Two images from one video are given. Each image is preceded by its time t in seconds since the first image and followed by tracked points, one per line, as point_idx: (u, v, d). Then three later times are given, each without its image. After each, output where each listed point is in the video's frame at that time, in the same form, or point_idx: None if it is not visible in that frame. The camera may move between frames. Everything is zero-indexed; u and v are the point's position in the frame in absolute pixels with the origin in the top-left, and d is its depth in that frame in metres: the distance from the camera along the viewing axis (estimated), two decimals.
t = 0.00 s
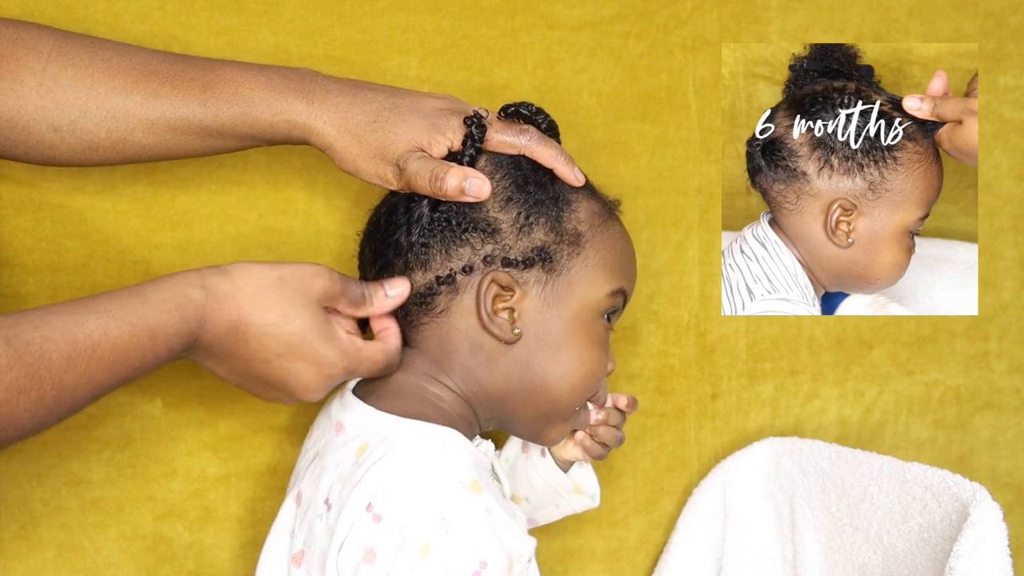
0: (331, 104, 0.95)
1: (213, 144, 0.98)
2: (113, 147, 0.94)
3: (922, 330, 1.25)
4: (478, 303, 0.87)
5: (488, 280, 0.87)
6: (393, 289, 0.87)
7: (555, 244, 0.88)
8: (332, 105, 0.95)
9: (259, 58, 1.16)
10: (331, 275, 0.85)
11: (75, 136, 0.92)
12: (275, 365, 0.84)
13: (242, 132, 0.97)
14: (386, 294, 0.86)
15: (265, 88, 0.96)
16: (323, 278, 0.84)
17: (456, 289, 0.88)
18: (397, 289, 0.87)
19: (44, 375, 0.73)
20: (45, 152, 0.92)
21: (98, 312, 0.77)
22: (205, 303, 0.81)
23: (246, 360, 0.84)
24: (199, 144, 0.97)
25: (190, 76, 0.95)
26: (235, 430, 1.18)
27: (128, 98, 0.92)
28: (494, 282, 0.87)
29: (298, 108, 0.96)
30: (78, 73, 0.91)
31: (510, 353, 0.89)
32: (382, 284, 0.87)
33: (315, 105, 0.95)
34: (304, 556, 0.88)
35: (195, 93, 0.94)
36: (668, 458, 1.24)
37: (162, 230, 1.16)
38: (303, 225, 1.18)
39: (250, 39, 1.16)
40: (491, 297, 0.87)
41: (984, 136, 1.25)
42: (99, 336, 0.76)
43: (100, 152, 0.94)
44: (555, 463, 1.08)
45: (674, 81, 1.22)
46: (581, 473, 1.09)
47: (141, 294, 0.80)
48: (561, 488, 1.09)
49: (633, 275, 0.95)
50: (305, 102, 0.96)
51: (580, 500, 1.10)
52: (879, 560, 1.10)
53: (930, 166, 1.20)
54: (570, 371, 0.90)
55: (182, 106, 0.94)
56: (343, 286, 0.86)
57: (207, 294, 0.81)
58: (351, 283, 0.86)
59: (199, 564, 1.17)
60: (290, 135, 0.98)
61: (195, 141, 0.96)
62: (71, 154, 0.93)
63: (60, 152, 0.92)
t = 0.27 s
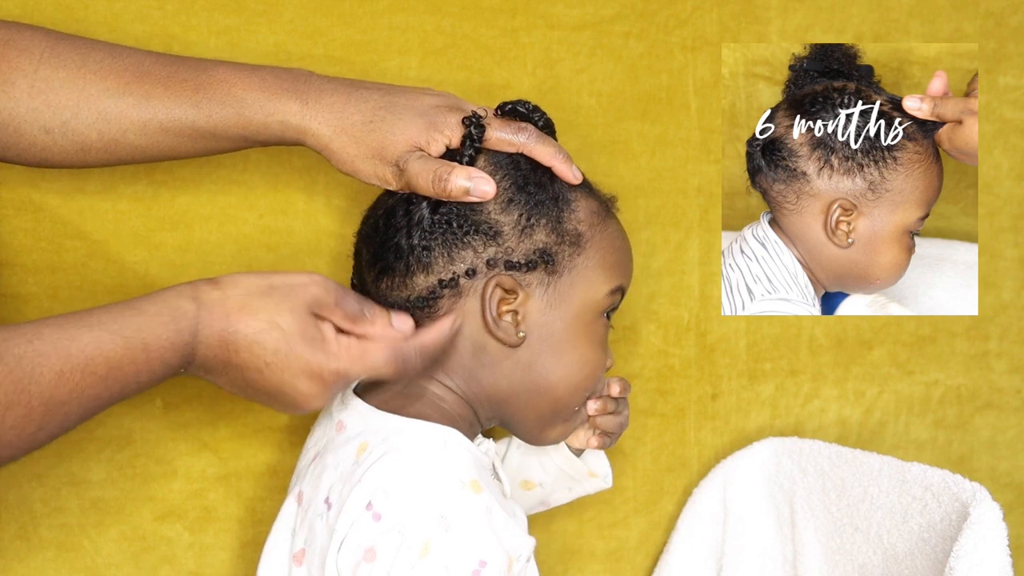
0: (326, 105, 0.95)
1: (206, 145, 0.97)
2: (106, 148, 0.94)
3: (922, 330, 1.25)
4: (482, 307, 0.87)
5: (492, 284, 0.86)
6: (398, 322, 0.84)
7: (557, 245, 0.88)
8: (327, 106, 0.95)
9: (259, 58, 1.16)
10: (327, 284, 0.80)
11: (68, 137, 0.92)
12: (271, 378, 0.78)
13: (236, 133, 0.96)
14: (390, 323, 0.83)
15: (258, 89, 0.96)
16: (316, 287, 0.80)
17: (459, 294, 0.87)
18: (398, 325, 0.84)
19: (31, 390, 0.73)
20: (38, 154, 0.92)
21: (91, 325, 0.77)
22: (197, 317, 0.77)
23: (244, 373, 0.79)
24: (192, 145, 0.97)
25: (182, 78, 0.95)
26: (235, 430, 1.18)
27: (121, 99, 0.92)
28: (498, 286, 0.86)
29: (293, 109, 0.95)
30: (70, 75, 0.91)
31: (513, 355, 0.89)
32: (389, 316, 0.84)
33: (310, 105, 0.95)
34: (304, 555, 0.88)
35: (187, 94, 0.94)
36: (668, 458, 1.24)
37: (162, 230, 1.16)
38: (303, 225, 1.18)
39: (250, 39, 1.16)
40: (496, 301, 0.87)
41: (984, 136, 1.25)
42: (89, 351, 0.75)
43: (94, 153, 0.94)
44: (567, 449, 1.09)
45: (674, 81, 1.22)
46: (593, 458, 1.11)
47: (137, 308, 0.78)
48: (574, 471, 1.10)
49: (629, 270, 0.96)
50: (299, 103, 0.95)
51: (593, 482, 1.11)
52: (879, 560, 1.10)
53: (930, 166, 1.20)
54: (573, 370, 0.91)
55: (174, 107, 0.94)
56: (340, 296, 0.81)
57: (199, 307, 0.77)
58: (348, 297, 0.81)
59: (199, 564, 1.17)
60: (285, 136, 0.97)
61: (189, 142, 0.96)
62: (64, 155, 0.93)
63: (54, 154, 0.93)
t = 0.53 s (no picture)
0: (332, 99, 0.94)
1: (210, 140, 0.97)
2: (109, 144, 0.94)
3: (921, 330, 1.25)
4: (496, 313, 0.87)
5: (506, 290, 0.87)
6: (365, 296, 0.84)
7: (564, 248, 0.89)
8: (334, 100, 0.94)
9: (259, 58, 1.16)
10: (299, 270, 0.81)
11: (70, 133, 0.92)
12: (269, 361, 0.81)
13: (239, 128, 0.96)
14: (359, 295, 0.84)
15: (262, 83, 0.95)
16: (291, 274, 0.81)
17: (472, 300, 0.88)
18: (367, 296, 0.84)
19: (26, 393, 0.70)
20: (41, 149, 0.92)
21: (80, 330, 0.74)
22: (183, 317, 0.77)
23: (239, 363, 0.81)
24: (195, 140, 0.96)
25: (184, 72, 0.94)
26: (236, 430, 1.18)
27: (122, 94, 0.92)
28: (510, 291, 0.87)
29: (298, 103, 0.95)
30: (71, 69, 0.91)
31: (523, 357, 0.90)
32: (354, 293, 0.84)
33: (316, 99, 0.95)
34: (307, 553, 0.88)
35: (189, 89, 0.94)
36: (668, 458, 1.24)
37: (162, 230, 1.16)
38: (303, 224, 1.18)
39: (250, 39, 1.16)
40: (509, 306, 0.87)
41: (984, 136, 1.25)
42: (81, 354, 0.73)
43: (96, 148, 0.94)
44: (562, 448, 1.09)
45: (674, 81, 1.22)
46: (587, 458, 1.10)
47: (122, 314, 0.77)
48: (568, 471, 1.10)
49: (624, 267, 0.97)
50: (305, 97, 0.95)
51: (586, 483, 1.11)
52: (879, 560, 1.11)
53: (930, 166, 1.20)
54: (579, 368, 0.93)
55: (176, 102, 0.93)
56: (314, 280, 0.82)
57: (182, 309, 0.78)
58: (321, 277, 0.82)
59: (199, 564, 1.17)
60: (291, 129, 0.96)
61: (192, 137, 0.96)
62: (67, 150, 0.93)
63: (56, 149, 0.93)
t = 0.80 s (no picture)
0: (342, 98, 0.94)
1: (218, 136, 0.97)
2: (117, 139, 0.94)
3: (922, 330, 1.25)
4: (502, 314, 0.87)
5: (511, 291, 0.87)
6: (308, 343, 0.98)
7: (565, 247, 0.89)
8: (343, 100, 0.94)
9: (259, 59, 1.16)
10: (246, 317, 0.92)
11: (78, 127, 0.92)
12: (207, 404, 0.90)
13: (247, 126, 0.96)
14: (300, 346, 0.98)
15: (271, 83, 0.95)
16: (237, 320, 0.91)
17: (478, 300, 0.87)
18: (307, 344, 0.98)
19: None
20: (50, 143, 0.93)
21: (40, 361, 0.83)
22: (134, 355, 0.86)
23: (179, 402, 0.90)
24: (203, 137, 0.96)
25: (194, 68, 0.94)
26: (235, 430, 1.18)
27: (131, 89, 0.92)
28: (516, 292, 0.87)
29: (307, 104, 0.95)
30: (80, 64, 0.91)
31: (527, 357, 0.90)
32: (299, 338, 0.98)
33: (326, 99, 0.94)
34: (314, 546, 0.87)
35: (198, 86, 0.94)
36: (668, 458, 1.24)
37: (162, 230, 1.16)
38: (303, 224, 1.18)
39: (250, 39, 1.16)
40: (514, 306, 0.87)
41: (984, 136, 1.25)
42: (42, 384, 0.82)
43: (104, 143, 0.94)
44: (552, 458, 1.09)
45: (674, 81, 1.22)
46: (575, 469, 1.10)
47: (76, 347, 0.85)
48: (556, 484, 1.10)
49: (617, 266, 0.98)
50: (315, 96, 0.94)
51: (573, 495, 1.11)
52: (879, 560, 1.11)
53: (930, 166, 1.20)
54: (580, 367, 0.93)
55: (185, 98, 0.93)
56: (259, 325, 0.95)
57: (133, 347, 0.87)
58: (264, 322, 0.95)
59: (199, 564, 1.17)
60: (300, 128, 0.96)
61: (201, 134, 0.96)
62: (75, 144, 0.94)
63: (65, 144, 0.94)
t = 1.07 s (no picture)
0: (347, 97, 0.94)
1: (222, 134, 0.96)
2: (119, 135, 0.94)
3: (922, 330, 1.25)
4: (509, 311, 0.88)
5: (518, 289, 0.87)
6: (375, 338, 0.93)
7: (568, 247, 0.90)
8: (347, 99, 0.94)
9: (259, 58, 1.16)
10: (307, 336, 0.90)
11: (81, 123, 0.92)
12: (269, 418, 0.91)
13: (251, 124, 0.96)
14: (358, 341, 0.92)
15: (275, 82, 0.95)
16: (300, 344, 0.89)
17: (486, 297, 0.88)
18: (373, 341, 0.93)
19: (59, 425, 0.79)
20: (52, 139, 0.93)
21: (103, 375, 0.82)
22: (199, 375, 0.86)
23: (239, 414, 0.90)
24: (207, 134, 0.96)
25: (198, 67, 0.94)
26: (235, 430, 1.18)
27: (134, 87, 0.92)
28: (523, 289, 0.88)
29: (311, 103, 0.94)
30: (83, 60, 0.91)
31: (531, 355, 0.91)
32: (361, 338, 0.92)
33: (330, 99, 0.94)
34: (312, 545, 0.87)
35: (202, 85, 0.93)
36: (668, 458, 1.24)
37: (162, 230, 1.16)
38: (303, 224, 1.18)
39: (250, 39, 1.16)
40: (521, 304, 0.88)
41: (984, 136, 1.25)
42: (103, 397, 0.82)
43: (106, 139, 0.94)
44: (546, 463, 1.09)
45: (674, 81, 1.22)
46: (569, 475, 1.11)
47: (140, 363, 0.84)
48: (551, 489, 1.10)
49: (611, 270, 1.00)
50: (319, 96, 0.94)
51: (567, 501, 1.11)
52: (879, 560, 1.11)
53: (930, 166, 1.20)
54: (580, 366, 0.94)
55: (189, 97, 0.93)
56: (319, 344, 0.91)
57: (198, 367, 0.86)
58: (327, 338, 0.91)
59: (199, 564, 1.17)
60: (304, 127, 0.95)
61: (204, 132, 0.96)
62: (77, 140, 0.93)
63: (67, 140, 0.93)
